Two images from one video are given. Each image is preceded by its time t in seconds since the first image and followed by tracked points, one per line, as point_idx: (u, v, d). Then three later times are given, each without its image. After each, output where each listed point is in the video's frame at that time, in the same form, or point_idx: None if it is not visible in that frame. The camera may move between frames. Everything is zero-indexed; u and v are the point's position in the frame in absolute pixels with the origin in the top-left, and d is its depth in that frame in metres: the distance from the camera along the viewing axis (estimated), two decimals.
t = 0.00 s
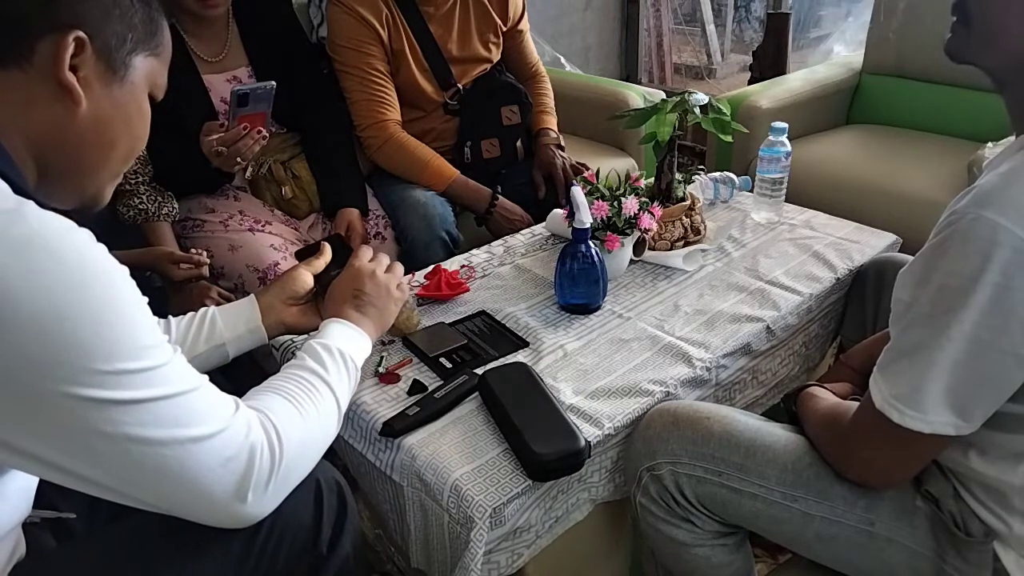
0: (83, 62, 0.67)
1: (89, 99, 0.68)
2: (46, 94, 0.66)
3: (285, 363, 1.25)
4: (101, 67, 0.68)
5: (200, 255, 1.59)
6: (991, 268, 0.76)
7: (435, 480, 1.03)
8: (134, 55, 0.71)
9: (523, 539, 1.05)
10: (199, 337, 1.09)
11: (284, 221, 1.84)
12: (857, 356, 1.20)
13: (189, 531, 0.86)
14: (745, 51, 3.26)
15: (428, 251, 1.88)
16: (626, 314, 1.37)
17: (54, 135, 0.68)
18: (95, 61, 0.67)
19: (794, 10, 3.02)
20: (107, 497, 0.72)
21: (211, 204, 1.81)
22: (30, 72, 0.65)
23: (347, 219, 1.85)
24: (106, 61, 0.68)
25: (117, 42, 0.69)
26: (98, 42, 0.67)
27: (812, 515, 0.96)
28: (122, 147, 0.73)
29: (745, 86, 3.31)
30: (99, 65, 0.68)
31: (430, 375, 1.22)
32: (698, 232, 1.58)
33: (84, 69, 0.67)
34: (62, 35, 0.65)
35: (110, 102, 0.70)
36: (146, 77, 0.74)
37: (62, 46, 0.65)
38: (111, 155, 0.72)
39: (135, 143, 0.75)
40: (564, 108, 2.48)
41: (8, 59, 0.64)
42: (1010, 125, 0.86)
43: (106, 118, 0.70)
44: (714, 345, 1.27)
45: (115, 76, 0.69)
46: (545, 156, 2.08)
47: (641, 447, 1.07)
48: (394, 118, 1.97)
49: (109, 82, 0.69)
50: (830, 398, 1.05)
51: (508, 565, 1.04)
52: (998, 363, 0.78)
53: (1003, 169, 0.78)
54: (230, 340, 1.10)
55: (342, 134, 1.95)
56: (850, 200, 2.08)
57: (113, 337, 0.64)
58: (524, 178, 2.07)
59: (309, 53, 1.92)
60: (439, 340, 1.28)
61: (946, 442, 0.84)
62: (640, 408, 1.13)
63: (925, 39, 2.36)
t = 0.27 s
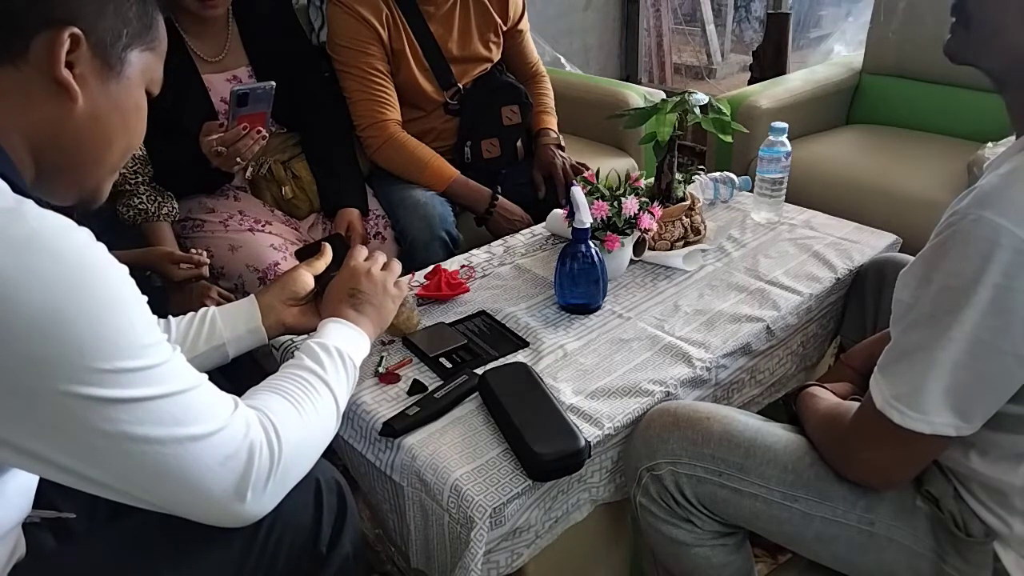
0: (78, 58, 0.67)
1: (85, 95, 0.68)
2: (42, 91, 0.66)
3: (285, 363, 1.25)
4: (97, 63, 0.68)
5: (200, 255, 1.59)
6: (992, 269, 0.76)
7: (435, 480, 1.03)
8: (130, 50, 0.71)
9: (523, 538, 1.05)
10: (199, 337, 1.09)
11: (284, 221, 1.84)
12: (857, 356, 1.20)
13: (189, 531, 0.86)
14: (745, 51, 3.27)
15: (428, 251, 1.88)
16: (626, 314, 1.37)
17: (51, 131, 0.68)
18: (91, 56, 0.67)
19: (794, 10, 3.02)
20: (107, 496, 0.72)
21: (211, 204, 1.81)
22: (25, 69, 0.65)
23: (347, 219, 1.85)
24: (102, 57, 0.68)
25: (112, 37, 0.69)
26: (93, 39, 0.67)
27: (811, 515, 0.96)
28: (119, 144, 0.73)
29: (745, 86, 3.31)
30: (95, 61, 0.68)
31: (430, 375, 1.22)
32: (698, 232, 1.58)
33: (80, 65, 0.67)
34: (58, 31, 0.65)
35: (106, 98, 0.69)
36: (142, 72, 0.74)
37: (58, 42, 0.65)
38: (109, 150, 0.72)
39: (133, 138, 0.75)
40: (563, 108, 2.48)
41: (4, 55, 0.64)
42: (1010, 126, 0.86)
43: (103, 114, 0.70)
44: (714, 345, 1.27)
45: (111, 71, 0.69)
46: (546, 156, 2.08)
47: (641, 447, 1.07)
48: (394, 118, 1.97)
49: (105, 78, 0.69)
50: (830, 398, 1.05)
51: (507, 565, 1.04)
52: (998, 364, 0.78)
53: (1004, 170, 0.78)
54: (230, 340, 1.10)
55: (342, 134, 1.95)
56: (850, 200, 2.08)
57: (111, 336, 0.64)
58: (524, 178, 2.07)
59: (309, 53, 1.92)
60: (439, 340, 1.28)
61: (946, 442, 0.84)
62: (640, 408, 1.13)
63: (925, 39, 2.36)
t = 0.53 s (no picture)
0: (77, 57, 0.67)
1: (84, 94, 0.68)
2: (42, 90, 0.66)
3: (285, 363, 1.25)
4: (95, 62, 0.68)
5: (200, 255, 1.59)
6: (992, 269, 0.76)
7: (435, 480, 1.03)
8: (129, 48, 0.71)
9: (523, 538, 1.05)
10: (199, 337, 1.09)
11: (284, 221, 1.84)
12: (857, 356, 1.20)
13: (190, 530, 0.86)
14: (745, 51, 3.27)
15: (428, 251, 1.88)
16: (626, 314, 1.37)
17: (51, 130, 0.68)
18: (89, 55, 0.67)
19: (794, 10, 3.02)
20: (107, 495, 0.72)
21: (211, 204, 1.81)
22: (23, 68, 0.65)
23: (347, 219, 1.85)
24: (101, 56, 0.68)
25: (110, 35, 0.69)
26: (92, 37, 0.67)
27: (811, 515, 0.96)
28: (119, 142, 0.73)
29: (745, 86, 3.32)
30: (94, 59, 0.68)
31: (430, 375, 1.22)
32: (698, 232, 1.58)
33: (79, 64, 0.67)
34: (56, 30, 0.65)
35: (105, 97, 0.70)
36: (141, 70, 0.74)
37: (56, 41, 0.65)
38: (108, 149, 0.72)
39: (132, 137, 0.75)
40: (563, 108, 2.48)
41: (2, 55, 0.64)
42: (1010, 126, 0.86)
43: (102, 113, 0.70)
44: (714, 345, 1.27)
45: (109, 70, 0.69)
46: (546, 155, 2.08)
47: (641, 447, 1.07)
48: (394, 118, 1.97)
49: (104, 76, 0.69)
50: (830, 398, 1.05)
51: (507, 565, 1.04)
52: (999, 364, 0.78)
53: (1004, 170, 0.78)
54: (230, 341, 1.10)
55: (342, 134, 1.95)
56: (850, 200, 2.08)
57: (110, 335, 0.64)
58: (524, 178, 2.07)
59: (309, 52, 1.92)
60: (439, 340, 1.28)
61: (946, 443, 0.84)
62: (640, 408, 1.13)
63: (925, 39, 2.36)
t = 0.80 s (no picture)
0: (73, 54, 0.66)
1: (82, 91, 0.68)
2: (40, 88, 0.66)
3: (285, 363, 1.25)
4: (93, 58, 0.68)
5: (200, 255, 1.59)
6: (992, 269, 0.76)
7: (435, 480, 1.03)
8: (126, 43, 0.71)
9: (523, 538, 1.05)
10: (200, 338, 1.09)
11: (284, 221, 1.84)
12: (857, 356, 1.20)
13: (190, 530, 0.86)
14: (745, 51, 3.27)
15: (428, 251, 1.88)
16: (626, 314, 1.37)
17: (49, 128, 0.68)
18: (86, 51, 0.67)
19: (794, 10, 3.02)
20: (107, 496, 0.72)
21: (211, 204, 1.81)
22: (21, 65, 0.65)
23: (347, 219, 1.85)
24: (98, 51, 0.68)
25: (106, 30, 0.68)
26: (88, 33, 0.67)
27: (811, 515, 0.96)
28: (118, 139, 0.73)
29: (745, 86, 3.32)
30: (91, 55, 0.68)
31: (430, 375, 1.22)
32: (698, 232, 1.58)
33: (76, 60, 0.67)
34: (52, 26, 0.65)
35: (103, 92, 0.69)
36: (139, 64, 0.73)
37: (53, 37, 0.65)
38: (108, 145, 0.72)
39: (131, 132, 0.75)
40: (564, 108, 2.48)
41: None
42: (1010, 126, 0.86)
43: (101, 110, 0.70)
44: (714, 345, 1.27)
45: (107, 65, 0.69)
46: (546, 155, 2.08)
47: (641, 447, 1.07)
48: (394, 118, 1.97)
49: (101, 72, 0.69)
50: (830, 398, 1.05)
51: (508, 565, 1.04)
52: (999, 364, 0.78)
53: (1004, 170, 0.78)
54: (231, 341, 1.10)
55: (342, 134, 1.95)
56: (850, 200, 2.08)
57: (109, 335, 0.64)
58: (524, 178, 2.07)
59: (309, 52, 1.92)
60: (439, 340, 1.28)
61: (946, 443, 0.84)
62: (640, 408, 1.13)
63: (926, 39, 2.36)
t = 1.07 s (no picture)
0: (66, 50, 0.66)
1: (76, 87, 0.68)
2: (33, 85, 0.66)
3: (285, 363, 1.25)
4: (86, 54, 0.68)
5: (200, 255, 1.59)
6: (991, 268, 0.76)
7: (435, 480, 1.03)
8: (121, 36, 0.70)
9: (522, 538, 1.05)
10: (203, 341, 1.08)
11: (285, 221, 1.84)
12: (857, 356, 1.20)
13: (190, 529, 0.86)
14: (745, 51, 3.27)
15: (428, 251, 1.88)
16: (626, 314, 1.37)
17: (44, 126, 0.68)
18: (79, 47, 0.67)
19: (794, 10, 3.02)
20: (103, 496, 0.72)
21: (211, 204, 1.81)
22: (14, 62, 0.65)
23: (347, 220, 1.85)
24: (91, 47, 0.68)
25: (99, 25, 0.68)
26: (81, 28, 0.67)
27: (812, 515, 0.96)
28: (114, 135, 0.73)
29: (745, 86, 3.32)
30: (84, 51, 0.67)
31: (430, 375, 1.22)
32: (698, 232, 1.58)
33: (68, 56, 0.67)
34: (44, 23, 0.65)
35: (97, 88, 0.69)
36: (135, 57, 0.73)
37: (45, 33, 0.65)
38: (104, 141, 0.73)
39: (128, 127, 0.74)
40: (563, 108, 2.48)
41: None
42: (1010, 125, 0.86)
43: (96, 106, 0.70)
44: (714, 345, 1.27)
45: (101, 60, 0.69)
46: (546, 155, 2.08)
47: (641, 447, 1.07)
48: (394, 118, 1.97)
49: (95, 68, 0.69)
50: (830, 398, 1.05)
51: (507, 565, 1.04)
52: (998, 363, 0.78)
53: (1003, 169, 0.78)
54: (235, 344, 1.10)
55: (342, 134, 1.95)
56: (850, 200, 2.08)
57: (104, 335, 0.64)
58: (524, 178, 2.07)
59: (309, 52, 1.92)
60: (439, 340, 1.28)
61: (946, 442, 0.84)
62: (640, 408, 1.13)
63: (925, 39, 2.36)
